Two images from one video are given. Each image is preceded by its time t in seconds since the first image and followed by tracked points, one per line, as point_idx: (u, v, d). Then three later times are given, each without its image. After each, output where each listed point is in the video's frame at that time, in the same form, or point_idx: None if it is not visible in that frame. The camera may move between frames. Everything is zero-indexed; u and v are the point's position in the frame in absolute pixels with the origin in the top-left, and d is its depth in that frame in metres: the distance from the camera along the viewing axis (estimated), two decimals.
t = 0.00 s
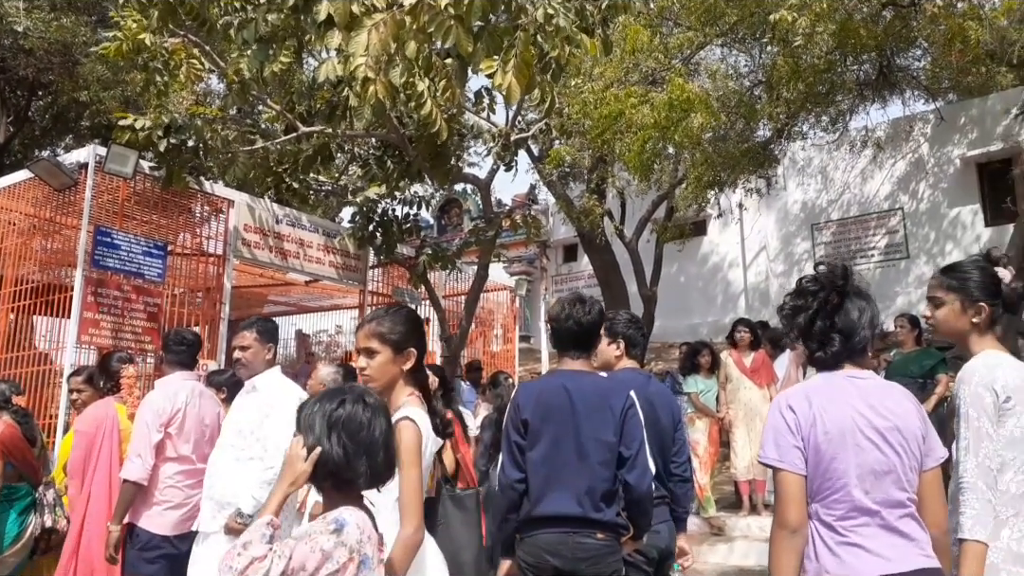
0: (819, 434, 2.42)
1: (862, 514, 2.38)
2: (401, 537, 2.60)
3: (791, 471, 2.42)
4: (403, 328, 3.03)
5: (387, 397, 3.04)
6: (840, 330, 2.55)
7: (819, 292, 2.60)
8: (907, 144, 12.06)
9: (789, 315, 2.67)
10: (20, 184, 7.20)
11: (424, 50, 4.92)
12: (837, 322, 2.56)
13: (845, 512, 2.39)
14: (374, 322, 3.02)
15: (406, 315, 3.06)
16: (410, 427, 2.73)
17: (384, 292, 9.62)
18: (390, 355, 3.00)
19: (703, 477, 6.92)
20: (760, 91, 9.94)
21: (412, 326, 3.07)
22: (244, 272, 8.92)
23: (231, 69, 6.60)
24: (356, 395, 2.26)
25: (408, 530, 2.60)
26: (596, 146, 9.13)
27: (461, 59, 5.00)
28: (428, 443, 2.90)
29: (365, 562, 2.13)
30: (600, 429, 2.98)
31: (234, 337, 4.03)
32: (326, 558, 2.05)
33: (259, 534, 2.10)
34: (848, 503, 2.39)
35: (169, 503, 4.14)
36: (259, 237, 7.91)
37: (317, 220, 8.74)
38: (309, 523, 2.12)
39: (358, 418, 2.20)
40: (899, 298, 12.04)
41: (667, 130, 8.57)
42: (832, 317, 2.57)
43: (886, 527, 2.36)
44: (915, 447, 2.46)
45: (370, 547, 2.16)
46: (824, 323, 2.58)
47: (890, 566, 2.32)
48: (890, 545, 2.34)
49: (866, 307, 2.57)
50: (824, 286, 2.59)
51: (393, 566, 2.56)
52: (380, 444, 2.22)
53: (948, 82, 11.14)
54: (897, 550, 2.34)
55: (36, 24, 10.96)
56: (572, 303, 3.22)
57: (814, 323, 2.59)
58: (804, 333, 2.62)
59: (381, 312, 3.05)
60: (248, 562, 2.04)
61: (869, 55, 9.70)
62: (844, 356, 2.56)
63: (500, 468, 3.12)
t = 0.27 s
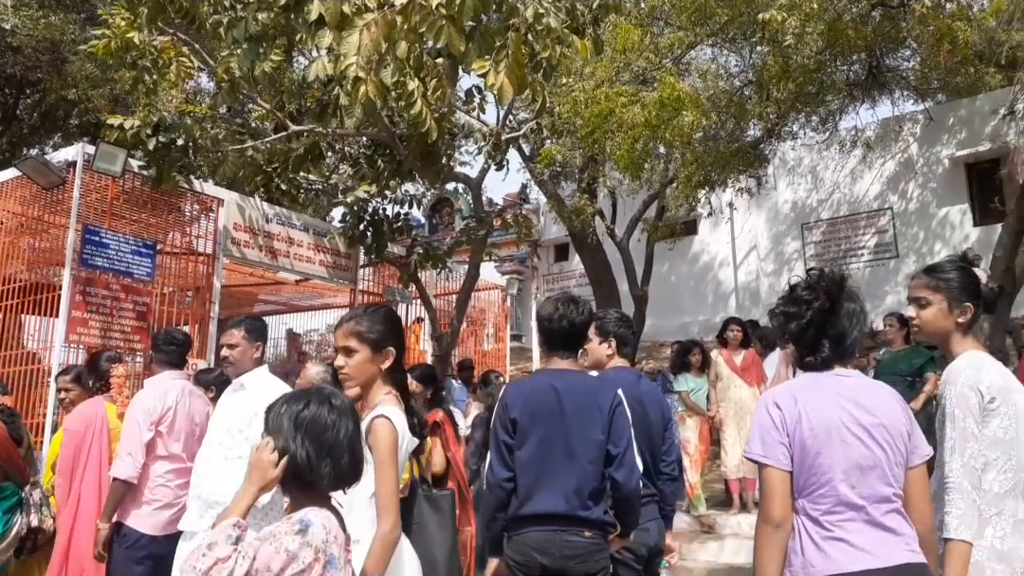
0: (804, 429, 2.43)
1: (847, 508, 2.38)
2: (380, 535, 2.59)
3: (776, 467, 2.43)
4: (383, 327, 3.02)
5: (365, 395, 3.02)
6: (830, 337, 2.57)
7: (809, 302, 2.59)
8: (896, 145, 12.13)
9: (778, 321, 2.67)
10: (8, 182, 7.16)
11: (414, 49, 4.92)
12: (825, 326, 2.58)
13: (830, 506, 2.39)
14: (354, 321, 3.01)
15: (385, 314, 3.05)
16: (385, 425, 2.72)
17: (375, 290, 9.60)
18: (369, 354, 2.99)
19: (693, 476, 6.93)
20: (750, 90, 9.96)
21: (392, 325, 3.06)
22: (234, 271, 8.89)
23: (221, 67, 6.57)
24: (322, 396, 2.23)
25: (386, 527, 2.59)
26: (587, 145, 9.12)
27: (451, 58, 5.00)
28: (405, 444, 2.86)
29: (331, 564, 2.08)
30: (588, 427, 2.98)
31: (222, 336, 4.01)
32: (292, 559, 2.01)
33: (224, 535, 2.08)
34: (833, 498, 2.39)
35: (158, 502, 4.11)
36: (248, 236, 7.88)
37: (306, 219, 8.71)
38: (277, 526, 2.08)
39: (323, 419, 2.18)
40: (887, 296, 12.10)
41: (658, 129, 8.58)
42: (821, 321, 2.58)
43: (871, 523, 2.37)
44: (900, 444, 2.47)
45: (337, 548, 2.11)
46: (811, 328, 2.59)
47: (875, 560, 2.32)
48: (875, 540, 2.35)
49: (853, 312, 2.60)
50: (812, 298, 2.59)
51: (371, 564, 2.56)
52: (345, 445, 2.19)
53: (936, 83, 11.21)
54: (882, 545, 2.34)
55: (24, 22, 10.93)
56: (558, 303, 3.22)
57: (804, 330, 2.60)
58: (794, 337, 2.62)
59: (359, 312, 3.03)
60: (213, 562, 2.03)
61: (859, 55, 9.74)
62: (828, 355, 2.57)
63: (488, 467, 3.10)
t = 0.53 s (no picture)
0: (800, 426, 2.43)
1: (841, 505, 2.37)
2: (370, 530, 2.58)
3: (769, 464, 2.44)
4: (373, 324, 3.00)
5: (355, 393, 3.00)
6: (826, 337, 2.56)
7: (809, 307, 2.59)
8: (893, 143, 12.17)
9: (777, 326, 2.66)
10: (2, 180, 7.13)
11: (411, 48, 4.91)
12: (823, 327, 2.58)
13: (824, 503, 2.39)
14: (344, 319, 2.99)
15: (375, 312, 3.03)
16: (374, 422, 2.72)
17: (371, 289, 9.59)
18: (359, 352, 2.96)
19: (689, 474, 6.93)
20: (747, 89, 9.97)
21: (383, 323, 3.04)
22: (230, 270, 8.87)
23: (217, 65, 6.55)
24: (307, 396, 2.21)
25: (376, 523, 2.58)
26: (584, 144, 9.12)
27: (449, 57, 5.00)
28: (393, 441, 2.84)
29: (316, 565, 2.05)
30: (584, 426, 2.99)
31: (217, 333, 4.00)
32: (276, 558, 1.99)
33: (208, 534, 2.04)
34: (828, 495, 2.39)
35: (154, 501, 4.11)
36: (244, 234, 7.86)
37: (302, 217, 8.70)
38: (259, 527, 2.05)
39: (308, 419, 2.16)
40: (884, 295, 12.13)
41: (654, 127, 8.58)
42: (819, 322, 2.58)
43: (866, 519, 2.36)
44: (894, 441, 2.47)
45: (322, 547, 2.08)
46: (808, 329, 2.58)
47: (869, 556, 2.31)
48: (869, 537, 2.34)
49: (851, 313, 2.61)
50: (811, 302, 2.58)
51: (361, 561, 2.54)
52: (329, 446, 2.17)
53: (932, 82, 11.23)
54: (876, 542, 2.33)
55: (19, 20, 10.92)
56: (553, 302, 3.23)
57: (803, 331, 2.59)
58: (792, 339, 2.61)
59: (350, 309, 3.01)
60: (196, 561, 1.99)
61: (855, 54, 9.76)
62: (824, 356, 2.57)
63: (483, 465, 3.10)
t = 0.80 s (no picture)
0: (783, 424, 2.45)
1: (825, 502, 2.39)
2: (349, 528, 2.57)
3: (753, 463, 2.45)
4: (352, 323, 2.98)
5: (333, 391, 2.97)
6: (814, 336, 2.57)
7: (801, 308, 2.59)
8: (883, 143, 12.25)
9: (767, 325, 2.67)
10: None
11: (403, 47, 4.91)
12: (812, 327, 2.58)
13: (807, 500, 2.41)
14: (321, 316, 2.96)
15: (354, 310, 3.01)
16: (353, 421, 2.71)
17: (361, 287, 9.58)
18: (337, 350, 2.94)
19: (677, 473, 6.95)
20: (738, 89, 10.00)
21: (362, 322, 3.02)
22: (220, 267, 8.84)
23: (208, 62, 6.53)
24: (273, 399, 2.19)
25: (356, 521, 2.58)
26: (575, 143, 9.13)
27: (440, 55, 4.99)
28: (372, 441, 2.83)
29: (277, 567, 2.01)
30: (569, 425, 3.01)
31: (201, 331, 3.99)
32: (237, 560, 1.96)
33: (171, 534, 2.02)
34: (810, 492, 2.41)
35: (140, 501, 4.09)
36: (234, 232, 7.84)
37: (293, 216, 8.68)
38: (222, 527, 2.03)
39: (274, 422, 2.14)
40: (872, 295, 12.19)
41: (645, 125, 8.59)
42: (809, 322, 2.58)
43: (848, 517, 2.38)
44: (879, 439, 2.49)
45: (285, 550, 2.04)
46: (797, 328, 2.58)
47: (849, 554, 2.34)
48: (850, 534, 2.36)
49: (840, 315, 2.62)
50: (805, 302, 2.59)
51: (338, 560, 2.52)
52: (295, 449, 2.15)
53: (923, 82, 11.30)
54: (858, 539, 2.36)
55: (8, 16, 10.88)
56: (541, 302, 3.24)
57: (794, 330, 2.58)
58: (783, 338, 2.60)
59: (328, 307, 2.99)
60: (157, 561, 1.97)
61: (846, 55, 9.81)
62: (808, 357, 2.57)
63: (468, 465, 3.10)
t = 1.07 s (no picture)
0: (770, 424, 2.46)
1: (811, 502, 2.41)
2: (333, 529, 2.57)
3: (740, 462, 2.46)
4: (336, 323, 2.96)
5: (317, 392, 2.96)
6: (803, 335, 2.57)
7: (791, 309, 2.59)
8: (872, 146, 12.32)
9: (756, 326, 2.68)
10: None
11: (394, 47, 4.90)
12: (801, 328, 2.58)
13: (794, 499, 2.42)
14: (305, 316, 2.94)
15: (339, 310, 3.00)
16: (338, 421, 2.70)
17: (352, 287, 9.56)
18: (321, 350, 2.92)
19: (667, 473, 6.96)
20: (729, 90, 10.03)
21: (346, 322, 3.00)
22: (209, 267, 8.81)
23: (199, 61, 6.50)
24: (251, 401, 2.18)
25: (340, 522, 2.57)
26: (567, 143, 9.14)
27: (432, 55, 4.99)
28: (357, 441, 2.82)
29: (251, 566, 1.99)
30: (556, 425, 3.02)
31: (188, 331, 3.97)
32: (212, 562, 1.93)
33: (147, 535, 2.01)
34: (797, 492, 2.42)
35: (126, 502, 4.08)
36: (223, 232, 7.81)
37: (283, 216, 8.66)
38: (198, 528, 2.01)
39: (252, 424, 2.13)
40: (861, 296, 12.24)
41: (636, 126, 8.61)
42: (799, 323, 2.58)
43: (833, 517, 2.39)
44: (867, 440, 2.50)
45: (260, 552, 2.03)
46: (786, 328, 2.59)
47: (834, 553, 2.35)
48: (835, 533, 2.38)
49: (829, 316, 2.63)
50: (795, 303, 2.59)
51: (321, 560, 2.52)
52: (273, 451, 2.14)
53: (913, 85, 11.36)
54: (843, 539, 2.37)
55: None
56: (529, 303, 3.24)
57: (784, 330, 2.58)
58: (773, 338, 2.60)
59: (312, 308, 2.97)
60: (131, 560, 1.95)
61: (836, 57, 9.86)
62: (796, 359, 2.58)
63: (455, 465, 3.09)
